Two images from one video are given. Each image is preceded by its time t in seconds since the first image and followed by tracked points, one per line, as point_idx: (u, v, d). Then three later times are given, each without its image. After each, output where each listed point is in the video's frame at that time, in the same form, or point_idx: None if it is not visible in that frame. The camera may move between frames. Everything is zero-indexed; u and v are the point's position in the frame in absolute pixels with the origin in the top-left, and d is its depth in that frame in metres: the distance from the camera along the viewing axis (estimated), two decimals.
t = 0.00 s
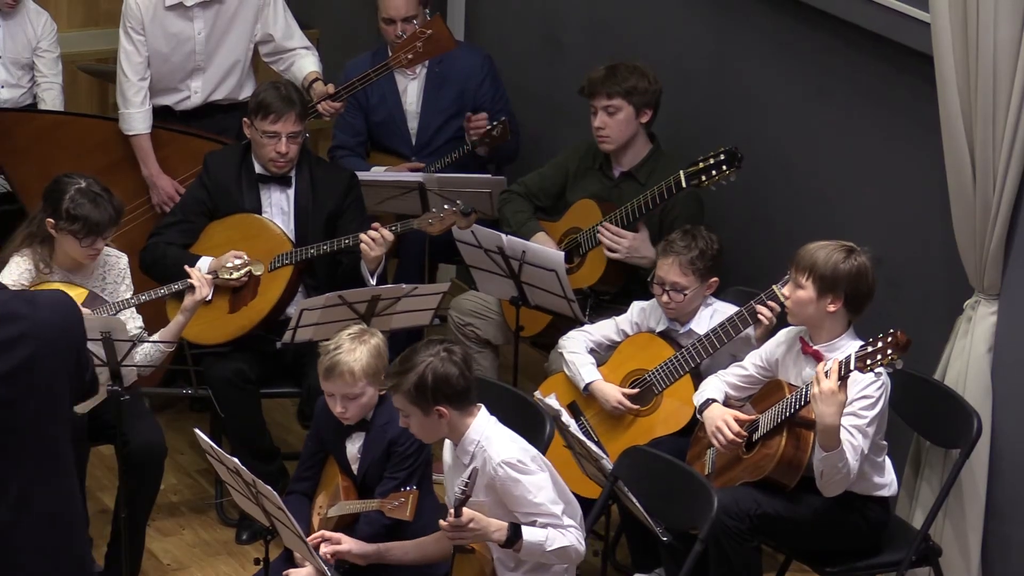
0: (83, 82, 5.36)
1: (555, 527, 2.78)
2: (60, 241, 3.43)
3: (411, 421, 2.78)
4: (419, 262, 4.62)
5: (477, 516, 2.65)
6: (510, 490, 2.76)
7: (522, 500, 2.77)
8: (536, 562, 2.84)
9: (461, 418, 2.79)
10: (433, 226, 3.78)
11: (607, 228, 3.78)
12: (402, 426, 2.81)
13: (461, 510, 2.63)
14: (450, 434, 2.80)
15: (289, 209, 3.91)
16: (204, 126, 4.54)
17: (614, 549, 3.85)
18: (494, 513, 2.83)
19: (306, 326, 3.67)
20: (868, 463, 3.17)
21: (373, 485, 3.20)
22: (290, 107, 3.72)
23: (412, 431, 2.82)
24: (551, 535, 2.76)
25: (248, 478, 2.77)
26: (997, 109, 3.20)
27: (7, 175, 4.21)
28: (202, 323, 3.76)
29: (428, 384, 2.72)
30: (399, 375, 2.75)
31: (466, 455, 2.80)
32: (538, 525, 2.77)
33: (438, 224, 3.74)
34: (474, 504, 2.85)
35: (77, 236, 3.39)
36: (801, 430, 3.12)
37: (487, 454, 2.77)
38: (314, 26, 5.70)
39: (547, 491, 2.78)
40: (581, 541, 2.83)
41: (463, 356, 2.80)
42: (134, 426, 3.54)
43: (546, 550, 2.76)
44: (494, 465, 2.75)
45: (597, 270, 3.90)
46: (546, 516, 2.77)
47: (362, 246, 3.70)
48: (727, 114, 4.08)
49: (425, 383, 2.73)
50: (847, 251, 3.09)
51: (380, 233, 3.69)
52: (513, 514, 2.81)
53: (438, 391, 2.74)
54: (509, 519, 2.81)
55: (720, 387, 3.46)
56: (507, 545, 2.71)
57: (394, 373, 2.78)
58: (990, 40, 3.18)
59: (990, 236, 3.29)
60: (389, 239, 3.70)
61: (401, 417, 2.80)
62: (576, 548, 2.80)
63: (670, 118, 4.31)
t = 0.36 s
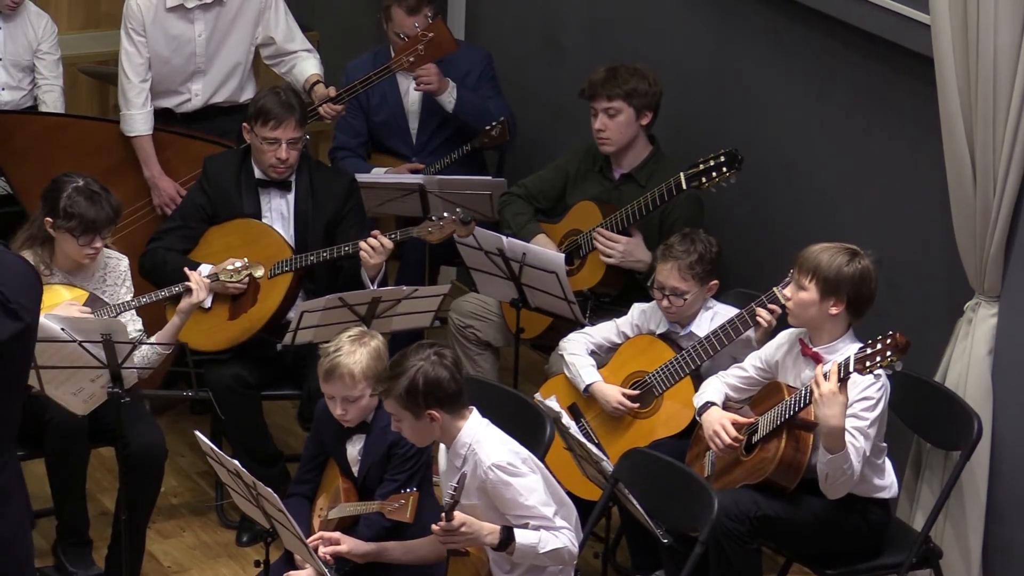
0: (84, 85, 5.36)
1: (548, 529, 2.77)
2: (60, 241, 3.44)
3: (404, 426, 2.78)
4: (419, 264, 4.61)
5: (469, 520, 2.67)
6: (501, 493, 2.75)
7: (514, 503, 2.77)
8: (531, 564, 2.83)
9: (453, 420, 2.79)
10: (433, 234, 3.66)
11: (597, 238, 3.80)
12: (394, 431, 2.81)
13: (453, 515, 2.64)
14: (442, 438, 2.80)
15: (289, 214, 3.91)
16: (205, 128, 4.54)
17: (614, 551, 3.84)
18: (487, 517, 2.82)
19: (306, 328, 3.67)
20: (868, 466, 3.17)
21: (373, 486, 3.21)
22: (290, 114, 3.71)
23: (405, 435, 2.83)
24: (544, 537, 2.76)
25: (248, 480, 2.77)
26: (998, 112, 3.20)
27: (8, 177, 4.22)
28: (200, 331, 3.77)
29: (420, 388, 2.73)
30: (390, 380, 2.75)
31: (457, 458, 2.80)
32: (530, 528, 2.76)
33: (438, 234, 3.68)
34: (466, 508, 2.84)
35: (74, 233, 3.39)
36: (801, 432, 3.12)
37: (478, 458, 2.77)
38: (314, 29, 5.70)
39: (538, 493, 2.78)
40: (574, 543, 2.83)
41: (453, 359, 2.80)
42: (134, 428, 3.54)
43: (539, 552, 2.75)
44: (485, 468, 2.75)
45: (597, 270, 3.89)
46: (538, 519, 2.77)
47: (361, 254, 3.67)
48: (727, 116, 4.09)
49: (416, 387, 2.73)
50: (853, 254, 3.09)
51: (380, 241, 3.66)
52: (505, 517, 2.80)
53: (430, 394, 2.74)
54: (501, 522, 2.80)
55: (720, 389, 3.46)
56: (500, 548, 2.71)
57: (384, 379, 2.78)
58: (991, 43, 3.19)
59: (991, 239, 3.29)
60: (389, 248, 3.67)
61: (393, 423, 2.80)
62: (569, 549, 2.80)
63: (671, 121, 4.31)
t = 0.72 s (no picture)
0: (86, 94, 5.36)
1: (548, 539, 2.77)
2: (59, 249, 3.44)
3: (407, 435, 2.77)
4: (421, 273, 4.61)
5: (468, 531, 2.66)
6: (502, 503, 2.74)
7: (513, 513, 2.76)
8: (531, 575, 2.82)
9: (456, 427, 2.79)
10: (432, 250, 3.71)
11: (647, 210, 3.73)
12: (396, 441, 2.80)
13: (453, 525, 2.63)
14: (445, 446, 2.79)
15: (289, 226, 3.91)
16: (206, 138, 4.54)
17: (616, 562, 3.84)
18: (488, 527, 2.82)
19: (308, 337, 3.67)
20: (871, 477, 3.15)
21: (375, 496, 3.21)
22: (291, 128, 3.69)
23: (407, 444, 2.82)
24: (544, 547, 2.75)
25: (250, 490, 2.77)
26: (999, 122, 3.20)
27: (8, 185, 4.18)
28: (200, 343, 3.77)
29: (424, 395, 2.72)
30: (394, 388, 2.75)
31: (458, 468, 2.79)
32: (530, 538, 2.76)
33: (438, 250, 3.74)
34: (467, 518, 2.84)
35: (70, 239, 3.39)
36: (803, 442, 3.12)
37: (479, 467, 2.76)
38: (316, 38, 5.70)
39: (538, 504, 2.77)
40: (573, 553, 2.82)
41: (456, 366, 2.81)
42: (136, 438, 3.54)
43: (538, 563, 2.75)
44: (485, 478, 2.74)
45: (599, 280, 3.88)
46: (538, 529, 2.76)
47: (362, 269, 3.66)
48: (728, 125, 4.09)
49: (421, 394, 2.73)
50: (852, 263, 3.09)
51: (380, 257, 3.65)
52: (505, 527, 2.80)
53: (434, 402, 2.74)
54: (501, 533, 2.80)
55: (722, 397, 3.46)
56: (500, 559, 2.72)
57: (387, 388, 2.77)
58: (992, 53, 3.19)
59: (993, 249, 3.29)
60: (388, 265, 3.66)
61: (395, 432, 2.79)
62: (569, 560, 2.79)
63: (672, 130, 4.31)
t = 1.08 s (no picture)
0: (88, 107, 5.37)
1: (551, 553, 2.76)
2: (60, 259, 3.45)
3: (413, 448, 2.77)
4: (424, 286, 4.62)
5: (474, 544, 2.65)
6: (506, 517, 2.74)
7: (518, 526, 2.75)
8: None
9: (462, 440, 2.80)
10: (434, 271, 3.74)
11: (668, 212, 3.71)
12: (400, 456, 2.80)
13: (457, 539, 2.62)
14: (451, 459, 2.79)
15: (291, 242, 3.91)
16: (208, 151, 4.55)
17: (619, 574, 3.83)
18: (491, 541, 2.81)
19: (311, 350, 3.67)
20: (872, 488, 3.15)
21: (378, 509, 3.21)
22: (293, 145, 3.69)
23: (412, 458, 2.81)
24: (547, 561, 2.75)
25: (253, 503, 2.78)
26: (1002, 134, 3.21)
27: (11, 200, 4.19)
28: (202, 361, 3.77)
29: (431, 406, 2.73)
30: (400, 401, 2.75)
31: (462, 481, 2.79)
32: (534, 552, 2.75)
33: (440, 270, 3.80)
34: (471, 532, 2.83)
35: (67, 247, 3.40)
36: (804, 454, 3.12)
37: (484, 480, 2.75)
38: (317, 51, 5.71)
39: (542, 517, 2.76)
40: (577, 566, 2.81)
41: (459, 378, 2.82)
42: (137, 451, 3.54)
43: None
44: (489, 491, 2.74)
45: (603, 292, 3.88)
46: (542, 543, 2.75)
47: (364, 289, 3.69)
48: (730, 138, 4.09)
49: (428, 406, 2.73)
50: (860, 278, 3.11)
51: (382, 277, 3.68)
52: (509, 540, 2.79)
53: (440, 414, 2.74)
54: (505, 546, 2.79)
55: (723, 410, 3.46)
56: (504, 573, 2.70)
57: (392, 402, 2.77)
58: (994, 66, 3.20)
59: (995, 261, 3.29)
60: (392, 282, 3.70)
61: (400, 446, 2.78)
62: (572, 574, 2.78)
63: (674, 142, 4.32)
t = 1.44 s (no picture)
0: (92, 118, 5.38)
1: (557, 565, 2.73)
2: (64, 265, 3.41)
3: (423, 456, 2.78)
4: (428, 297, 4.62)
5: (479, 556, 2.66)
6: (512, 528, 2.73)
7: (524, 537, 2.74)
8: None
9: (472, 446, 2.80)
10: (440, 287, 3.78)
11: (671, 221, 3.73)
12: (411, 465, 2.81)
13: (463, 550, 2.63)
14: (462, 466, 2.79)
15: (296, 255, 3.91)
16: (212, 161, 4.55)
17: None
18: (498, 553, 2.80)
19: (315, 361, 3.67)
20: (876, 498, 3.16)
21: (383, 520, 3.21)
22: (297, 159, 3.69)
23: (420, 468, 2.82)
24: (552, 572, 2.71)
25: (257, 514, 2.78)
26: (1007, 145, 3.21)
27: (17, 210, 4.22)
28: (207, 373, 3.75)
29: (441, 413, 2.74)
30: (409, 410, 2.76)
31: (468, 491, 2.78)
32: (539, 563, 2.73)
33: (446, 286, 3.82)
34: (479, 543, 2.81)
35: (68, 251, 3.37)
36: (808, 464, 3.12)
37: (490, 489, 2.75)
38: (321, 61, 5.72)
39: (549, 528, 2.74)
40: None
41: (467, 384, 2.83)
42: (141, 462, 3.54)
43: None
44: (496, 502, 2.73)
45: (608, 303, 3.88)
46: (547, 554, 2.73)
47: (369, 305, 3.71)
48: (734, 149, 4.10)
49: (437, 413, 2.74)
50: (867, 289, 3.13)
51: (386, 293, 3.69)
52: (515, 552, 2.78)
53: (450, 421, 2.75)
54: (511, 558, 2.77)
55: (726, 421, 3.45)
56: None
57: (401, 411, 2.78)
58: (1000, 76, 3.20)
59: (1000, 272, 3.29)
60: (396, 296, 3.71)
61: (411, 456, 2.80)
62: None
63: (678, 154, 4.32)
